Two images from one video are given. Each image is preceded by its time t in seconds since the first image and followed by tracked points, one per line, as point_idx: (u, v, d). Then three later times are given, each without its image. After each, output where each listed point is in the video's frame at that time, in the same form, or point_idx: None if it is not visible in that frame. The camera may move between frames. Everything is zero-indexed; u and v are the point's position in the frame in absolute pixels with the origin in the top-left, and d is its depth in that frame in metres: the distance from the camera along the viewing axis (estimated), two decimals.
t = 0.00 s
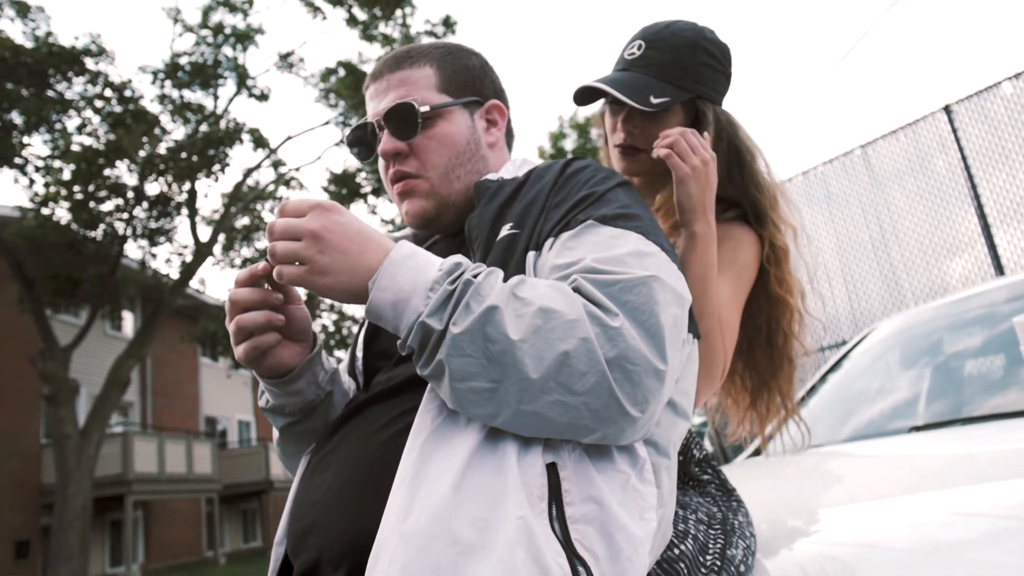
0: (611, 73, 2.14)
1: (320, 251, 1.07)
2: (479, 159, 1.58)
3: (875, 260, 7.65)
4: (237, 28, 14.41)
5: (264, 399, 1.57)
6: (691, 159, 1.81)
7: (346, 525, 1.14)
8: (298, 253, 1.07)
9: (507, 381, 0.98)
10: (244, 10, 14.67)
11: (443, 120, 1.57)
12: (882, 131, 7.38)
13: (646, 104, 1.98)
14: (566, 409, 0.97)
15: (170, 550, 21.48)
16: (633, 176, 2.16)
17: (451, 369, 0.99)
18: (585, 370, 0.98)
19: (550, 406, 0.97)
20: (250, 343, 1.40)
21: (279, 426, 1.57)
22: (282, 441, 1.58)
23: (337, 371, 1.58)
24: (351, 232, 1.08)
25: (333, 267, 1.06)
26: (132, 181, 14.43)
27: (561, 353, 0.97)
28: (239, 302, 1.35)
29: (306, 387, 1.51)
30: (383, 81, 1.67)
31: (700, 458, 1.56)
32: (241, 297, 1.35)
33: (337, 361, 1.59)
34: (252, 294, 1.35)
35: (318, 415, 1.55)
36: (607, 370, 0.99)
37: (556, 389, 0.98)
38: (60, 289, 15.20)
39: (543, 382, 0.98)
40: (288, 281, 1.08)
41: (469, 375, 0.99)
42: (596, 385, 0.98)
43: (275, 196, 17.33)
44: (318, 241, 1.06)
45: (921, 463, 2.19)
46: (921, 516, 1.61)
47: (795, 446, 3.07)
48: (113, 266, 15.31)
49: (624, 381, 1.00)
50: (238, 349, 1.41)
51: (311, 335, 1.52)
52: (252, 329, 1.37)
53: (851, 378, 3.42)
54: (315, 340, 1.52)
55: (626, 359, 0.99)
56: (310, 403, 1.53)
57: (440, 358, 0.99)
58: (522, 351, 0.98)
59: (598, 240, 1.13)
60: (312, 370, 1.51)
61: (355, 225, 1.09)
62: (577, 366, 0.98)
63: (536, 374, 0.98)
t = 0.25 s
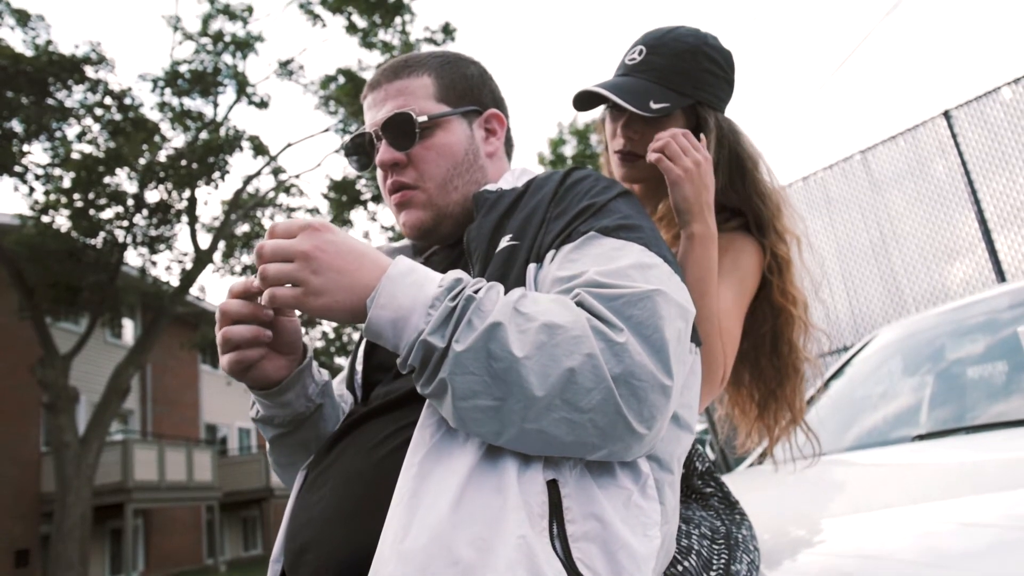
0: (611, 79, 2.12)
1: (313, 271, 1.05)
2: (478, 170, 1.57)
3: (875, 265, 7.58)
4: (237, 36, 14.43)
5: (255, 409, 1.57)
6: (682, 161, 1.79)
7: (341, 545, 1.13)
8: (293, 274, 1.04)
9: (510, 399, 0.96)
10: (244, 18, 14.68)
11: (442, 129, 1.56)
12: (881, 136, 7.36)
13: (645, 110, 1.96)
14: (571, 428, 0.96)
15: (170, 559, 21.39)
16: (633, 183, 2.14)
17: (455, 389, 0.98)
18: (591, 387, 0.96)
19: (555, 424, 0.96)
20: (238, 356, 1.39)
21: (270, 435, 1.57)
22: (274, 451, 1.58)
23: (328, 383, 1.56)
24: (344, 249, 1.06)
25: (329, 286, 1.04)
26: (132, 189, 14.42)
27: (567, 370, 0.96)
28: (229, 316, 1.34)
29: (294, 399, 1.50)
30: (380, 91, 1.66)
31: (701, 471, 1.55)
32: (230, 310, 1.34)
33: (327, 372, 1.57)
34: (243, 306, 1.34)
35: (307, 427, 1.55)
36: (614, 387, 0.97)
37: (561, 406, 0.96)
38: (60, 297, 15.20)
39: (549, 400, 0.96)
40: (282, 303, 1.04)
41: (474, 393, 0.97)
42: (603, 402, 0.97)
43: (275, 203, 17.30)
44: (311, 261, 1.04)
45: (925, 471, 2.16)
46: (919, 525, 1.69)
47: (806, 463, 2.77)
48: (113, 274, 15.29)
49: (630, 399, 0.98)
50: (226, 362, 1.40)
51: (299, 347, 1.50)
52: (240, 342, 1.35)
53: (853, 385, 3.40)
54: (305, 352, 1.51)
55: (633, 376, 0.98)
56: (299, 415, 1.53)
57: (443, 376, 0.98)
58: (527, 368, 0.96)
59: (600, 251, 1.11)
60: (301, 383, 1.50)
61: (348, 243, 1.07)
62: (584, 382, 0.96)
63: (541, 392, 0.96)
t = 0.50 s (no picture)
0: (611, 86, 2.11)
1: (313, 284, 1.02)
2: (477, 180, 1.56)
3: (878, 270, 7.56)
4: (238, 45, 14.47)
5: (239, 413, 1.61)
6: (681, 170, 1.80)
7: (342, 560, 1.11)
8: (291, 290, 1.01)
9: (520, 411, 0.95)
10: (244, 26, 14.73)
11: (441, 140, 1.55)
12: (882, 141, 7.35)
13: (644, 118, 1.94)
14: (580, 440, 0.95)
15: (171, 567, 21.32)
16: (633, 191, 2.13)
17: (463, 400, 0.96)
18: (603, 397, 0.95)
19: (565, 435, 0.95)
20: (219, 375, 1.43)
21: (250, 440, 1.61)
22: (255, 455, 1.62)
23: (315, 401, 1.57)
24: (341, 264, 1.04)
25: (331, 300, 1.01)
26: (133, 197, 14.43)
27: (578, 379, 0.94)
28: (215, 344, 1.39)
29: (273, 413, 1.53)
30: (378, 102, 1.65)
31: (707, 482, 1.53)
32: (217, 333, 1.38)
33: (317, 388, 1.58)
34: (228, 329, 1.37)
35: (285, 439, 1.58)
36: (625, 398, 0.96)
37: (572, 417, 0.95)
38: (62, 304, 15.20)
39: (559, 410, 0.94)
40: (282, 318, 1.00)
41: (482, 405, 0.96)
42: (614, 412, 0.96)
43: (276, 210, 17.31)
44: (309, 275, 1.01)
45: (931, 480, 2.15)
46: (918, 531, 1.71)
47: (811, 478, 2.66)
48: (114, 283, 15.27)
49: (641, 409, 0.97)
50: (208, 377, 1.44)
51: (284, 367, 1.52)
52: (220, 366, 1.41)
53: (858, 391, 3.37)
54: (290, 373, 1.53)
55: (643, 386, 0.97)
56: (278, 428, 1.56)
57: (451, 386, 0.96)
58: (537, 378, 0.94)
59: (606, 260, 1.10)
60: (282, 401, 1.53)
61: (344, 259, 1.05)
62: (595, 392, 0.95)
63: (552, 403, 0.94)
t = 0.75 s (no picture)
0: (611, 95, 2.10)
1: (316, 294, 1.00)
2: (478, 192, 1.55)
3: (881, 276, 7.52)
4: (240, 53, 14.50)
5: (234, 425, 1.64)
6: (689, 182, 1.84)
7: None
8: (294, 300, 0.98)
9: (526, 425, 0.93)
10: (247, 35, 14.77)
11: (441, 152, 1.54)
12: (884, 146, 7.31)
13: (640, 128, 1.92)
14: (587, 455, 0.93)
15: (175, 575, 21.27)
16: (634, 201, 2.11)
17: (467, 414, 0.94)
18: (610, 411, 0.94)
19: (572, 450, 0.93)
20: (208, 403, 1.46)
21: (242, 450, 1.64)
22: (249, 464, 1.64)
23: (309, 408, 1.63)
24: (341, 275, 1.02)
25: (335, 308, 0.99)
26: (136, 205, 14.45)
27: (584, 394, 0.93)
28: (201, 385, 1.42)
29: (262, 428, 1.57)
30: (378, 115, 1.64)
31: (712, 495, 1.51)
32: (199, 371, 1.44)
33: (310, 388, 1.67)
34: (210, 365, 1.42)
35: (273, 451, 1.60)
36: (634, 411, 0.94)
37: (579, 432, 0.93)
38: (65, 312, 15.22)
39: (566, 424, 0.93)
40: (284, 327, 0.97)
41: (488, 419, 0.94)
42: (621, 427, 0.94)
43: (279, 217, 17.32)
44: (313, 285, 1.00)
45: (938, 488, 2.12)
46: (923, 541, 1.72)
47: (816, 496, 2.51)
48: (118, 291, 15.28)
49: (649, 424, 0.96)
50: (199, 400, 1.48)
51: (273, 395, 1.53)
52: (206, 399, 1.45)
53: (862, 399, 3.35)
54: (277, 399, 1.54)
55: (650, 400, 0.95)
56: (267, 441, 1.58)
57: (456, 401, 0.95)
58: (544, 391, 0.93)
59: (611, 271, 1.08)
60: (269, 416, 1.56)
61: (346, 270, 1.04)
62: (602, 406, 0.93)
63: (559, 416, 0.93)
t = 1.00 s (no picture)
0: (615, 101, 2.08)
1: (315, 313, 0.98)
2: (482, 201, 1.54)
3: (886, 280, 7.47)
4: (244, 59, 14.53)
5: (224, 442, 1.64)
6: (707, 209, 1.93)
7: None
8: (292, 320, 0.97)
9: (529, 443, 0.92)
10: (251, 40, 14.81)
11: (444, 162, 1.53)
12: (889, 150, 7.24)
13: (641, 134, 1.90)
14: (592, 472, 0.92)
15: None
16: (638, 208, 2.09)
17: (470, 432, 0.93)
18: (615, 428, 0.92)
19: (576, 467, 0.92)
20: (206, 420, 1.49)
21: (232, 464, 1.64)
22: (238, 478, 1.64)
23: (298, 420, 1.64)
24: (340, 292, 1.01)
25: (335, 327, 0.98)
26: (140, 210, 14.47)
27: (589, 410, 0.92)
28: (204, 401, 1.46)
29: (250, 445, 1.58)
30: (379, 123, 1.63)
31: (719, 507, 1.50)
32: (191, 399, 1.44)
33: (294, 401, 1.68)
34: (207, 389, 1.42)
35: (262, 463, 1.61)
36: (638, 427, 0.93)
37: (583, 448, 0.92)
38: (70, 317, 15.25)
39: (570, 441, 0.91)
40: (284, 350, 0.96)
41: (490, 436, 0.93)
42: (626, 444, 0.93)
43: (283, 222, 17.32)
44: (312, 305, 0.98)
45: (946, 495, 2.09)
46: (930, 554, 1.71)
47: (818, 510, 2.39)
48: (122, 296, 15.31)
49: (655, 439, 0.94)
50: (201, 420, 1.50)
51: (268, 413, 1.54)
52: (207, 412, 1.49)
53: (868, 406, 3.32)
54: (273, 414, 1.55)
55: (656, 415, 0.94)
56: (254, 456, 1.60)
57: (458, 419, 0.93)
58: (547, 409, 0.91)
59: (616, 283, 1.07)
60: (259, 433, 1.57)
61: (345, 287, 1.02)
62: (605, 423, 0.92)
63: (563, 434, 0.91)
